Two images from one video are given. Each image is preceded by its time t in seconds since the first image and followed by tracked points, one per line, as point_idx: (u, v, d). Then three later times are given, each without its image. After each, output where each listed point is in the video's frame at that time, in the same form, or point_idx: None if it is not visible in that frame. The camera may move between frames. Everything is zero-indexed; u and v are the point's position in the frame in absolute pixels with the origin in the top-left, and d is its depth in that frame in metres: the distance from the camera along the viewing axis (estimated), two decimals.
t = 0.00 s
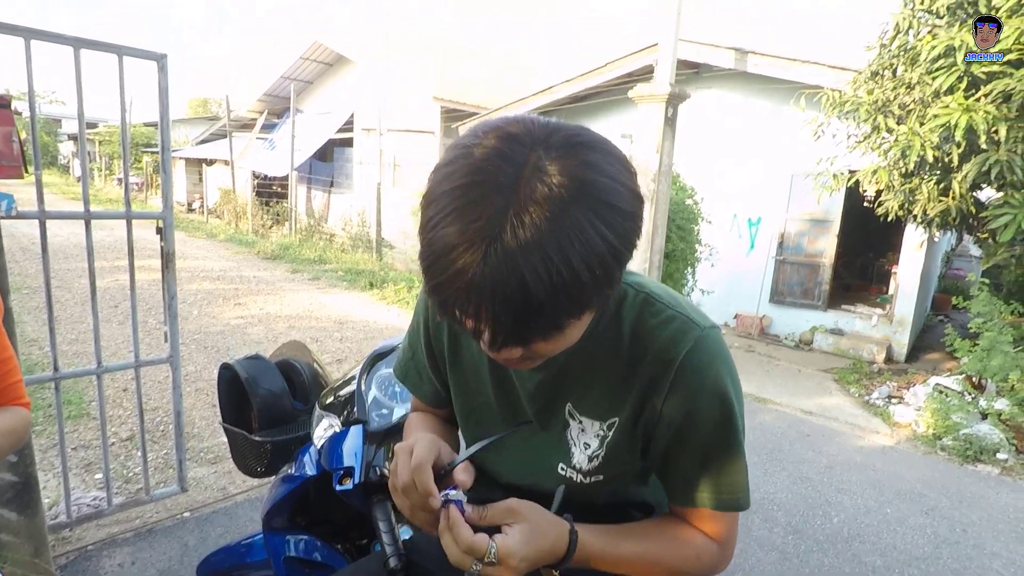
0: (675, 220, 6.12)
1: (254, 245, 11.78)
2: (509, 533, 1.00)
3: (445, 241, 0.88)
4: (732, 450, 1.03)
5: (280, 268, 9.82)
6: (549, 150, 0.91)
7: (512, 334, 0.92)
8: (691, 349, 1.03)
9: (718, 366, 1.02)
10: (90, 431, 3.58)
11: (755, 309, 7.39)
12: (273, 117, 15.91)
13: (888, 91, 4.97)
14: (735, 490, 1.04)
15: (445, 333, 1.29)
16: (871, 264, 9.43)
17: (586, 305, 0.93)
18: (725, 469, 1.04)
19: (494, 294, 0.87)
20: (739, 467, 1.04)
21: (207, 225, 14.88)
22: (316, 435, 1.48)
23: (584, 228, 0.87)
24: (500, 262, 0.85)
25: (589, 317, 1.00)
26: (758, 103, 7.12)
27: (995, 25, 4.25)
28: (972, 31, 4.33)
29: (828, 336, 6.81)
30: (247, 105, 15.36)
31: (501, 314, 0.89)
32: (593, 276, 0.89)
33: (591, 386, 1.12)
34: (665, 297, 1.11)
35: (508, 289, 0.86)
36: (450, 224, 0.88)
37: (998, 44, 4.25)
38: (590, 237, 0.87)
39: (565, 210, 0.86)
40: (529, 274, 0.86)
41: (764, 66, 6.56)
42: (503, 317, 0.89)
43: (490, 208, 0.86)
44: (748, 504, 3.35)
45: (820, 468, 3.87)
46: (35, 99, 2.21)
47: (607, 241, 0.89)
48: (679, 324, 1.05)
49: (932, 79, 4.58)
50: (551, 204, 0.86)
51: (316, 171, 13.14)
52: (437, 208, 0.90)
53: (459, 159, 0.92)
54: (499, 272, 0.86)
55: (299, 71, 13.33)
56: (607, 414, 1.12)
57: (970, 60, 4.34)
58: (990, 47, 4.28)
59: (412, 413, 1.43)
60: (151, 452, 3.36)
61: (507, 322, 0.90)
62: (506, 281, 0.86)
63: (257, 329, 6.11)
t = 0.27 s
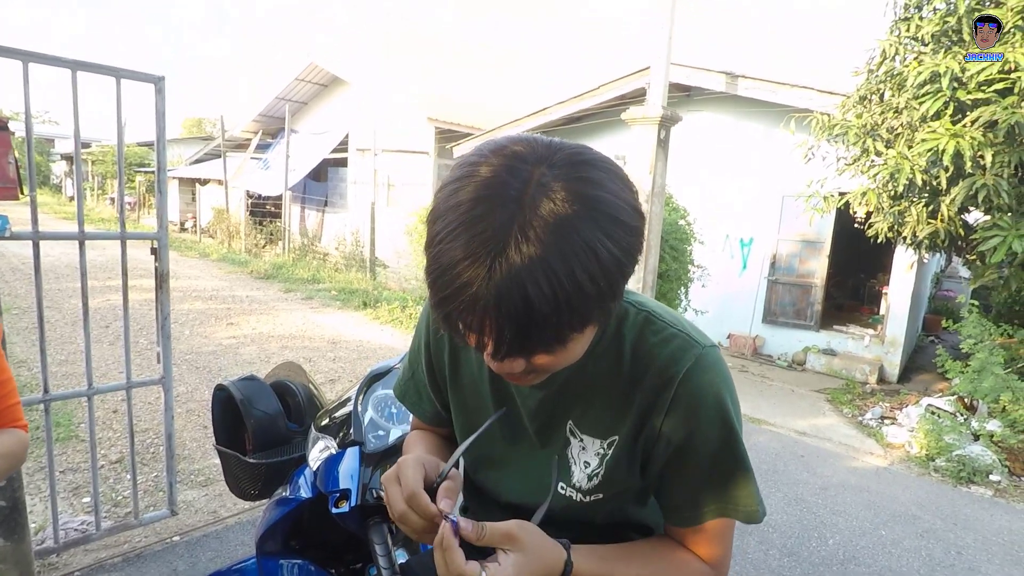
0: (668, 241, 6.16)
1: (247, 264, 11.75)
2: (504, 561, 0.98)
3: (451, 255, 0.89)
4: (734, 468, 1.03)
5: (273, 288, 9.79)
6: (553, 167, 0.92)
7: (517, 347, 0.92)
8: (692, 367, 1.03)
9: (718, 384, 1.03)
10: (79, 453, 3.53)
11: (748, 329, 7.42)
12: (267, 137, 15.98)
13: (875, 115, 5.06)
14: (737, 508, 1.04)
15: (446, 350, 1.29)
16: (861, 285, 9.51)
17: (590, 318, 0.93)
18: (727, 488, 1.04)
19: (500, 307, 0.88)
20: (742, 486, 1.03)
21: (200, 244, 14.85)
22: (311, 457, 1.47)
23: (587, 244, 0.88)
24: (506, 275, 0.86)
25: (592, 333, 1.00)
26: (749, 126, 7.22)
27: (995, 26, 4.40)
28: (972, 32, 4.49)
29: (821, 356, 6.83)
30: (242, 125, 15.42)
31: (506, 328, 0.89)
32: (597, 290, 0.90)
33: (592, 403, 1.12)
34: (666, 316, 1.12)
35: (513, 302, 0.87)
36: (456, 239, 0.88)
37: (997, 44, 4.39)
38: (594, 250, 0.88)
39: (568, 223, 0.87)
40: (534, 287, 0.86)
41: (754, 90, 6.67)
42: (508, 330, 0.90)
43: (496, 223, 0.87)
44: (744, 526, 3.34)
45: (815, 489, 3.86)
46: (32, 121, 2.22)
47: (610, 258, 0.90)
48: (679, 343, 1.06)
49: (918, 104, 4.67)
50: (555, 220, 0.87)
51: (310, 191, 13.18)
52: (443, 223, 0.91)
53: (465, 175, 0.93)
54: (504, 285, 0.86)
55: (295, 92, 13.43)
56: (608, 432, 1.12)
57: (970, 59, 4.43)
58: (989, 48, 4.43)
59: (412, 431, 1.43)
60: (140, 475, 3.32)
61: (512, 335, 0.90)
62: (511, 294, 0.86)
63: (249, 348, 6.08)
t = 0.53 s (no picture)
0: (664, 252, 6.19)
1: (243, 268, 11.73)
2: (502, 558, 0.99)
3: (461, 258, 0.90)
4: (734, 476, 1.04)
5: (268, 292, 9.77)
6: (564, 174, 0.93)
7: (524, 352, 0.93)
8: (694, 375, 1.04)
9: (720, 392, 1.04)
10: (71, 455, 3.51)
11: (742, 340, 7.44)
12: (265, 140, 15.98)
13: (872, 129, 5.11)
14: (737, 515, 1.03)
15: (450, 350, 1.30)
16: (855, 298, 9.56)
17: (596, 324, 0.94)
18: (727, 496, 1.04)
19: (509, 311, 0.88)
20: (741, 495, 1.04)
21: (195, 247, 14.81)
22: (309, 459, 1.43)
23: (596, 250, 0.89)
24: (516, 279, 0.86)
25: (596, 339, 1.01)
26: (746, 138, 7.27)
27: (994, 25, 4.46)
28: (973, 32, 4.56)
29: (815, 368, 6.85)
30: (240, 129, 15.42)
31: (514, 331, 0.90)
32: (604, 297, 0.91)
33: (595, 408, 1.13)
34: (670, 324, 1.13)
35: (523, 307, 0.88)
36: (467, 241, 0.89)
37: (996, 44, 4.47)
38: (603, 258, 0.89)
39: (578, 230, 0.88)
40: (544, 293, 0.87)
41: (751, 103, 6.73)
42: (517, 335, 0.90)
43: (506, 227, 0.88)
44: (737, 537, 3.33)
45: (809, 501, 3.87)
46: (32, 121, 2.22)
47: (617, 265, 0.91)
48: (683, 351, 1.07)
49: (914, 119, 4.72)
50: (564, 226, 0.88)
51: (307, 195, 13.18)
52: (454, 226, 0.92)
53: (476, 179, 0.94)
54: (514, 290, 0.87)
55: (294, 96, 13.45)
56: (609, 437, 1.12)
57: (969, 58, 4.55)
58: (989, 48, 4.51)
59: (412, 431, 1.43)
60: (133, 478, 3.30)
61: (520, 340, 0.91)
62: (521, 299, 0.87)
63: (244, 352, 6.06)
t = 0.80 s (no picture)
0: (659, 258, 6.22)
1: (234, 272, 11.66)
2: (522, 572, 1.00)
3: (493, 258, 0.90)
4: (751, 479, 1.05)
5: (260, 296, 9.72)
6: (592, 176, 0.94)
7: (554, 352, 0.93)
8: (713, 380, 1.05)
9: (738, 397, 1.05)
10: (63, 463, 3.47)
11: (735, 346, 7.48)
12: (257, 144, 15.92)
13: (864, 140, 5.18)
14: (753, 519, 1.06)
15: (464, 354, 1.31)
16: (846, 305, 9.64)
17: (625, 324, 0.95)
18: (743, 500, 1.06)
19: (541, 311, 0.89)
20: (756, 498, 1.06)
21: (185, 251, 14.70)
22: (318, 467, 1.41)
23: (628, 250, 0.90)
24: (549, 279, 0.87)
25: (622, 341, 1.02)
26: (739, 146, 7.34)
27: (995, 25, 4.48)
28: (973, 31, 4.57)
29: (806, 374, 6.90)
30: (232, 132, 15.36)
31: (545, 331, 0.90)
32: (634, 296, 0.92)
33: (611, 412, 1.13)
34: (688, 328, 1.14)
35: (555, 307, 0.88)
36: (498, 242, 0.90)
37: (997, 44, 4.49)
38: (634, 257, 0.90)
39: (610, 230, 0.89)
40: (577, 292, 0.88)
41: (745, 112, 6.80)
42: (549, 334, 0.91)
43: (539, 227, 0.89)
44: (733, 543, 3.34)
45: (803, 505, 3.89)
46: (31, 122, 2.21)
47: (647, 266, 0.92)
48: (702, 355, 1.08)
49: (906, 130, 4.78)
50: (597, 226, 0.89)
51: (299, 200, 13.14)
52: (484, 227, 0.93)
53: (505, 180, 0.95)
54: (546, 290, 0.88)
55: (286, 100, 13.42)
56: (626, 440, 1.13)
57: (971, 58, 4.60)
58: (990, 47, 4.53)
59: (425, 437, 1.43)
60: (126, 486, 3.27)
61: (551, 340, 0.91)
62: (554, 299, 0.88)
63: (236, 357, 6.02)
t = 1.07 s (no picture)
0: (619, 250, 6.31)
1: (186, 273, 11.32)
2: (514, 550, 1.01)
3: (482, 229, 0.91)
4: (727, 455, 1.11)
5: (215, 297, 9.46)
6: (580, 153, 0.95)
7: (543, 322, 0.94)
8: (693, 361, 1.09)
9: (716, 378, 1.10)
10: (11, 477, 3.33)
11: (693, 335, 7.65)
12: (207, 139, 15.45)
13: (815, 134, 5.35)
14: (732, 493, 1.11)
15: (447, 347, 1.31)
16: (798, 293, 9.96)
17: (611, 299, 0.96)
18: (721, 475, 1.11)
19: (529, 280, 0.90)
20: (732, 474, 1.11)
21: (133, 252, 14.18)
22: (295, 463, 1.40)
23: (618, 226, 0.92)
24: (541, 254, 0.89)
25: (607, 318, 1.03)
26: (694, 139, 7.49)
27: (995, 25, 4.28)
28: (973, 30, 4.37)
29: (762, 361, 7.10)
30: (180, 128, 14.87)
31: (536, 303, 0.92)
32: (621, 269, 0.93)
33: (595, 398, 1.16)
34: (667, 313, 1.17)
35: (547, 279, 0.89)
36: (489, 218, 0.91)
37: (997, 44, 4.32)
38: (621, 232, 0.92)
39: (600, 206, 0.91)
40: (566, 262, 0.89)
41: (700, 106, 6.94)
42: (537, 304, 0.92)
43: (531, 203, 0.90)
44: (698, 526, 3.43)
45: (763, 486, 4.02)
46: None
47: (636, 243, 0.94)
48: (680, 337, 1.11)
49: (853, 125, 4.96)
50: (587, 202, 0.90)
51: (253, 197, 12.82)
52: (474, 203, 0.93)
53: (494, 155, 0.97)
54: (534, 260, 0.89)
55: (238, 94, 13.06)
56: (609, 424, 1.16)
57: (970, 57, 4.41)
58: (991, 45, 4.36)
59: (413, 434, 1.43)
60: (82, 497, 3.15)
61: (539, 310, 0.92)
62: (542, 268, 0.89)
63: (193, 360, 5.86)
